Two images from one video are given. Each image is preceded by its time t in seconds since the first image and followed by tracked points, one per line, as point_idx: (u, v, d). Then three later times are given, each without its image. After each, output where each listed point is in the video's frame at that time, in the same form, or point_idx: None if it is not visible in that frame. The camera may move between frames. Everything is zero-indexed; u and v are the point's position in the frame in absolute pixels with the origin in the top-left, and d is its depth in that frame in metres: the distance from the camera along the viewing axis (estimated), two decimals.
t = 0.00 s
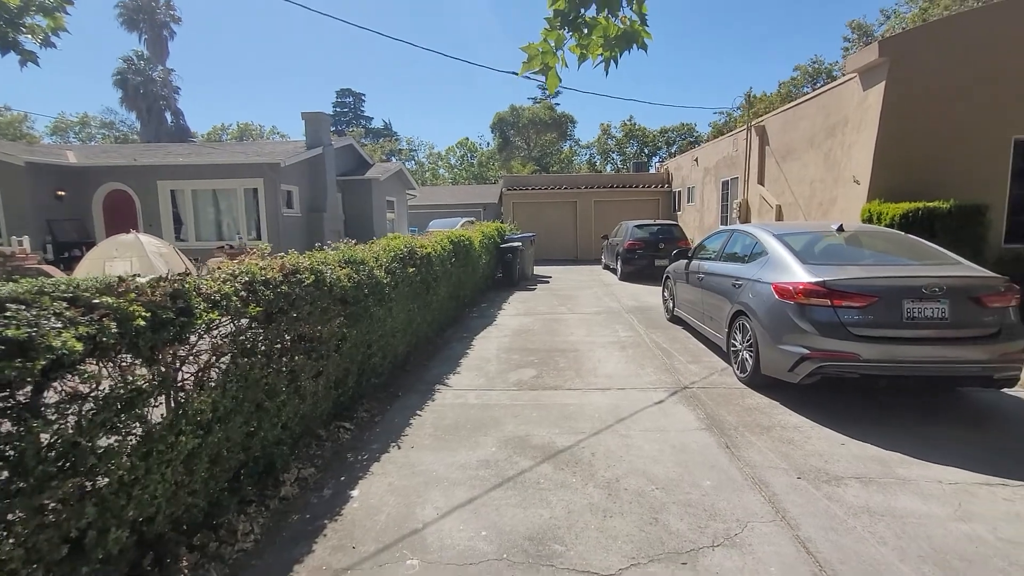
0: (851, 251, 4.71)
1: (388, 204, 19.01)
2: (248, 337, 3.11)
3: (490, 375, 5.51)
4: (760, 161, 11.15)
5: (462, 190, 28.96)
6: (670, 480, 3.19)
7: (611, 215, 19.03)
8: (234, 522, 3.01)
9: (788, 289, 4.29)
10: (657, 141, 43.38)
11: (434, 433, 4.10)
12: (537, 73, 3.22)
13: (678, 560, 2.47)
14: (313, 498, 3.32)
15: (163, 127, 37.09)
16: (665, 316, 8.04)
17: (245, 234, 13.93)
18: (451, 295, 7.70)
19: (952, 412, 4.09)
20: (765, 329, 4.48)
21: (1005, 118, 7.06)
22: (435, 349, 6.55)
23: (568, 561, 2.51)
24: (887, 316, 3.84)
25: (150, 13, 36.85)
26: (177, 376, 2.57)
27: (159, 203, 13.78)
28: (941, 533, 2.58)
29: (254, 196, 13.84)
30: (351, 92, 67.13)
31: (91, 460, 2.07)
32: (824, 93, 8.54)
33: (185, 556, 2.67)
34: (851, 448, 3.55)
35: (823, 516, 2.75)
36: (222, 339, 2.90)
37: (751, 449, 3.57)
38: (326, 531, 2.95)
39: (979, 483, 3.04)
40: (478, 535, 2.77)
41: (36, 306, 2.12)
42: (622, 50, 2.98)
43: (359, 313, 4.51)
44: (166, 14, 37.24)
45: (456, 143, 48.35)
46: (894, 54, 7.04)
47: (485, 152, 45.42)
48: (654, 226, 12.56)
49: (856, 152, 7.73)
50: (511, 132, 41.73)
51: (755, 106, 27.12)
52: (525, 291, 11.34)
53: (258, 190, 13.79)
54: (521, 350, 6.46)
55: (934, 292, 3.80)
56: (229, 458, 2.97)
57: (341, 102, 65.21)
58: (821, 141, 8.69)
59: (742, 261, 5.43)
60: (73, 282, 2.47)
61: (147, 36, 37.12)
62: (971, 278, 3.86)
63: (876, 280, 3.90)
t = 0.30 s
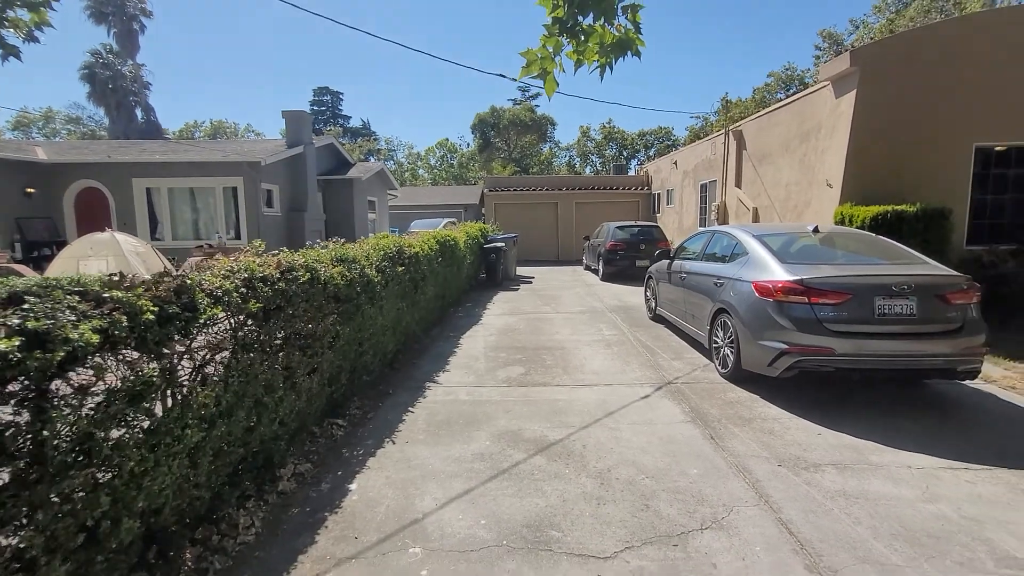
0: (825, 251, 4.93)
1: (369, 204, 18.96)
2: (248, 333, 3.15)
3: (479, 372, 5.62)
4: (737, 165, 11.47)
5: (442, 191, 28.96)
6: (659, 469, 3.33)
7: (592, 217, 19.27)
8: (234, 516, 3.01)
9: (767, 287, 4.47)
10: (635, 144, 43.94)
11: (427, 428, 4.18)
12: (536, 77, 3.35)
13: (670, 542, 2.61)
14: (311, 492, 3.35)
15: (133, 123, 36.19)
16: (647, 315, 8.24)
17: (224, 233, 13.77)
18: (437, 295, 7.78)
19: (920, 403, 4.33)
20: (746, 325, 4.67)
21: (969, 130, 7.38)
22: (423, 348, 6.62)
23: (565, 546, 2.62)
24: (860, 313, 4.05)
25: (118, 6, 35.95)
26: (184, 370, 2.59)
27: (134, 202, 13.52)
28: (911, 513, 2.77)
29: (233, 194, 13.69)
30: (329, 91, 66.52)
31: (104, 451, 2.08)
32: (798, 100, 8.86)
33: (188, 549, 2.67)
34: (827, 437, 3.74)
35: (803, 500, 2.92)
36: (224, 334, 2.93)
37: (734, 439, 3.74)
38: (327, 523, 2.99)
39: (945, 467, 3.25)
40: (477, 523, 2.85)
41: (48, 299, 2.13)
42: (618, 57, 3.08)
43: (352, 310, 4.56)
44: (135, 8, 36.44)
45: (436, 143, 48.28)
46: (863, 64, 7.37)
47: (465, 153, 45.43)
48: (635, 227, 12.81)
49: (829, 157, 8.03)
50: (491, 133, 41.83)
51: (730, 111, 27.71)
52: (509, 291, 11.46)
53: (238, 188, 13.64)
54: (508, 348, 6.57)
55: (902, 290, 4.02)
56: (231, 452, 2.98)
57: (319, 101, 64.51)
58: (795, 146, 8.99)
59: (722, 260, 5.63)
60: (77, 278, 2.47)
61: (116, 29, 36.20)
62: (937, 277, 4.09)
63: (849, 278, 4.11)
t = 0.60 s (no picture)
0: (811, 279, 5.07)
1: (363, 225, 19.08)
2: (246, 354, 3.15)
3: (472, 395, 5.66)
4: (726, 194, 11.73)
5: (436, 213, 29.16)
6: (649, 493, 3.39)
7: (584, 242, 19.49)
8: (227, 538, 2.92)
9: (754, 314, 4.59)
10: (627, 170, 44.61)
11: (420, 451, 4.20)
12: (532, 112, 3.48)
13: (659, 566, 2.65)
14: (304, 514, 3.29)
15: (127, 142, 36.28)
16: (639, 340, 8.33)
17: (218, 253, 13.80)
18: (430, 318, 7.83)
19: (904, 430, 4.41)
20: (734, 352, 4.76)
21: (948, 164, 7.63)
22: (416, 371, 6.66)
23: (557, 569, 2.65)
24: (844, 340, 4.17)
25: (118, 27, 36.35)
26: (184, 390, 2.58)
27: (127, 220, 13.52)
28: (894, 538, 2.83)
29: (228, 214, 13.75)
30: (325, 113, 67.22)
31: (104, 470, 2.05)
32: (784, 132, 9.15)
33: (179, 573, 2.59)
34: (813, 463, 3.81)
35: (789, 525, 2.98)
36: (223, 355, 2.93)
37: (723, 464, 3.80)
38: (320, 546, 2.93)
39: (928, 493, 3.32)
40: (470, 547, 2.87)
41: (56, 318, 2.14)
42: (612, 94, 3.26)
43: (346, 333, 4.60)
44: (135, 29, 36.90)
45: (430, 166, 48.76)
46: (845, 100, 7.67)
47: (459, 176, 45.88)
48: (627, 252, 13.00)
49: (814, 188, 8.26)
50: (485, 158, 42.31)
51: (720, 140, 28.32)
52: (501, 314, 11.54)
53: (233, 208, 13.71)
54: (500, 372, 6.63)
55: (884, 319, 4.15)
56: (226, 473, 2.93)
57: (314, 123, 65.06)
58: (782, 176, 9.24)
59: (711, 288, 5.76)
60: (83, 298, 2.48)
61: (114, 50, 36.53)
62: (919, 306, 4.23)
63: (833, 306, 4.23)
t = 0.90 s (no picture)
0: (794, 280, 5.16)
1: (356, 231, 19.13)
2: (235, 360, 3.18)
3: (463, 399, 5.72)
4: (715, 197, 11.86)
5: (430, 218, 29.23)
6: (634, 492, 3.45)
7: (576, 246, 19.60)
8: (216, 542, 2.94)
9: (738, 315, 4.68)
10: (620, 174, 44.86)
11: (409, 454, 4.25)
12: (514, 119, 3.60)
13: (641, 562, 2.71)
14: (294, 517, 3.32)
15: (118, 150, 36.18)
16: (629, 342, 8.42)
17: (210, 260, 13.81)
18: (422, 323, 7.88)
19: (886, 427, 4.49)
20: (719, 352, 4.85)
21: (929, 166, 7.77)
22: (407, 376, 6.71)
23: (542, 567, 2.70)
24: (824, 339, 4.25)
25: (109, 36, 36.30)
26: (174, 396, 2.60)
27: (119, 229, 13.51)
28: (870, 531, 2.90)
29: (220, 222, 13.76)
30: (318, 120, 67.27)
31: (94, 473, 2.07)
32: (770, 136, 9.27)
33: None
34: (796, 460, 3.89)
35: (769, 520, 3.05)
36: (212, 361, 2.95)
37: (708, 463, 3.87)
38: (309, 548, 2.96)
39: (905, 488, 3.40)
40: (456, 546, 2.91)
41: (45, 326, 2.16)
42: (590, 103, 3.34)
43: (336, 338, 4.64)
44: (125, 37, 36.89)
45: (423, 172, 48.86)
46: (828, 103, 7.78)
47: (452, 181, 45.98)
48: (618, 256, 13.12)
49: (798, 190, 8.37)
50: (478, 163, 42.44)
51: (710, 144, 28.60)
52: (493, 318, 11.60)
53: (224, 216, 13.73)
54: (491, 375, 6.68)
55: (863, 318, 4.24)
56: (216, 477, 2.95)
57: (307, 129, 65.04)
58: (768, 179, 9.37)
59: (697, 290, 5.85)
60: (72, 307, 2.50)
61: (105, 59, 36.45)
62: (897, 305, 4.33)
63: (814, 306, 4.32)
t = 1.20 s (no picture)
0: (772, 274, 5.29)
1: (347, 233, 19.18)
2: (222, 358, 3.25)
3: (451, 395, 5.82)
4: (701, 194, 12.02)
5: (422, 219, 29.29)
6: (613, 479, 3.57)
7: (567, 244, 19.73)
8: (205, 534, 3.03)
9: (716, 308, 4.80)
10: (611, 172, 45.06)
11: (396, 449, 4.35)
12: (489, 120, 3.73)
13: (616, 544, 2.82)
14: (282, 510, 3.41)
15: (106, 154, 35.99)
16: (617, 337, 8.55)
17: (201, 263, 13.84)
18: (411, 321, 7.97)
19: (859, 414, 4.63)
20: (699, 345, 4.97)
21: (907, 162, 7.93)
22: (397, 374, 6.81)
23: (520, 551, 2.80)
24: (798, 330, 4.38)
25: (95, 39, 36.07)
26: (162, 393, 2.68)
27: (108, 232, 13.51)
28: (835, 512, 3.03)
29: (210, 225, 13.79)
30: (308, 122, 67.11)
31: (84, 466, 2.15)
32: (752, 132, 9.41)
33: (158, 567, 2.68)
34: (770, 446, 4.01)
35: (740, 503, 3.17)
36: (199, 359, 3.02)
37: (685, 451, 4.00)
38: (296, 537, 3.05)
39: (873, 471, 3.53)
40: (439, 533, 3.01)
41: (33, 326, 2.23)
42: (561, 105, 3.46)
43: (323, 337, 4.73)
44: (112, 41, 36.69)
45: (415, 173, 48.88)
46: (807, 100, 7.92)
47: (444, 181, 46.03)
48: (607, 253, 13.25)
49: (780, 186, 8.51)
50: (470, 163, 42.48)
51: (700, 141, 28.82)
52: (484, 316, 11.70)
53: (214, 219, 13.74)
54: (480, 372, 6.78)
55: (835, 309, 4.37)
56: (205, 471, 3.03)
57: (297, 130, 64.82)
58: (752, 175, 9.52)
59: (679, 285, 5.97)
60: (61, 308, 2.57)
61: (92, 62, 36.24)
62: (868, 296, 4.46)
63: (788, 298, 4.45)
